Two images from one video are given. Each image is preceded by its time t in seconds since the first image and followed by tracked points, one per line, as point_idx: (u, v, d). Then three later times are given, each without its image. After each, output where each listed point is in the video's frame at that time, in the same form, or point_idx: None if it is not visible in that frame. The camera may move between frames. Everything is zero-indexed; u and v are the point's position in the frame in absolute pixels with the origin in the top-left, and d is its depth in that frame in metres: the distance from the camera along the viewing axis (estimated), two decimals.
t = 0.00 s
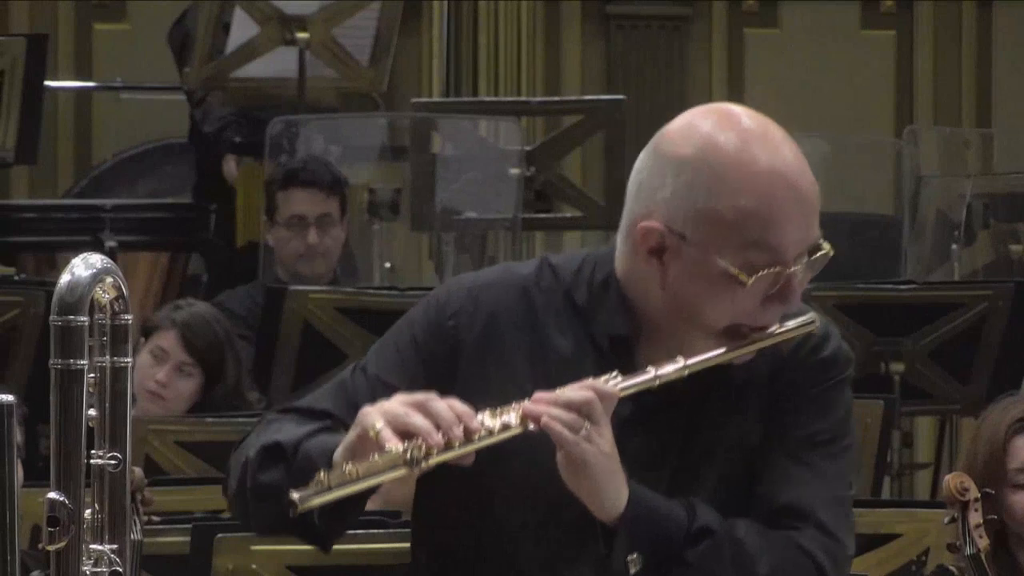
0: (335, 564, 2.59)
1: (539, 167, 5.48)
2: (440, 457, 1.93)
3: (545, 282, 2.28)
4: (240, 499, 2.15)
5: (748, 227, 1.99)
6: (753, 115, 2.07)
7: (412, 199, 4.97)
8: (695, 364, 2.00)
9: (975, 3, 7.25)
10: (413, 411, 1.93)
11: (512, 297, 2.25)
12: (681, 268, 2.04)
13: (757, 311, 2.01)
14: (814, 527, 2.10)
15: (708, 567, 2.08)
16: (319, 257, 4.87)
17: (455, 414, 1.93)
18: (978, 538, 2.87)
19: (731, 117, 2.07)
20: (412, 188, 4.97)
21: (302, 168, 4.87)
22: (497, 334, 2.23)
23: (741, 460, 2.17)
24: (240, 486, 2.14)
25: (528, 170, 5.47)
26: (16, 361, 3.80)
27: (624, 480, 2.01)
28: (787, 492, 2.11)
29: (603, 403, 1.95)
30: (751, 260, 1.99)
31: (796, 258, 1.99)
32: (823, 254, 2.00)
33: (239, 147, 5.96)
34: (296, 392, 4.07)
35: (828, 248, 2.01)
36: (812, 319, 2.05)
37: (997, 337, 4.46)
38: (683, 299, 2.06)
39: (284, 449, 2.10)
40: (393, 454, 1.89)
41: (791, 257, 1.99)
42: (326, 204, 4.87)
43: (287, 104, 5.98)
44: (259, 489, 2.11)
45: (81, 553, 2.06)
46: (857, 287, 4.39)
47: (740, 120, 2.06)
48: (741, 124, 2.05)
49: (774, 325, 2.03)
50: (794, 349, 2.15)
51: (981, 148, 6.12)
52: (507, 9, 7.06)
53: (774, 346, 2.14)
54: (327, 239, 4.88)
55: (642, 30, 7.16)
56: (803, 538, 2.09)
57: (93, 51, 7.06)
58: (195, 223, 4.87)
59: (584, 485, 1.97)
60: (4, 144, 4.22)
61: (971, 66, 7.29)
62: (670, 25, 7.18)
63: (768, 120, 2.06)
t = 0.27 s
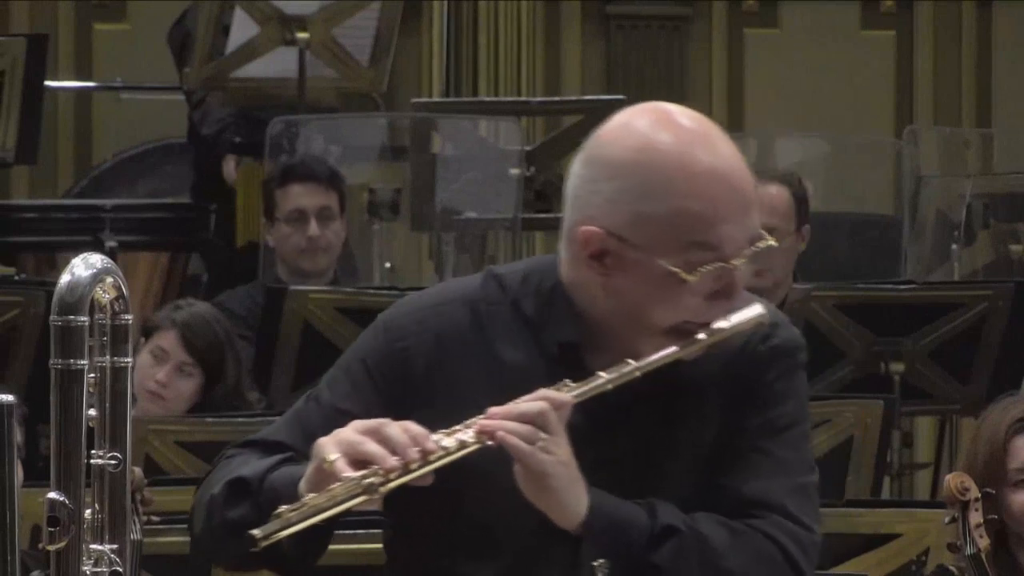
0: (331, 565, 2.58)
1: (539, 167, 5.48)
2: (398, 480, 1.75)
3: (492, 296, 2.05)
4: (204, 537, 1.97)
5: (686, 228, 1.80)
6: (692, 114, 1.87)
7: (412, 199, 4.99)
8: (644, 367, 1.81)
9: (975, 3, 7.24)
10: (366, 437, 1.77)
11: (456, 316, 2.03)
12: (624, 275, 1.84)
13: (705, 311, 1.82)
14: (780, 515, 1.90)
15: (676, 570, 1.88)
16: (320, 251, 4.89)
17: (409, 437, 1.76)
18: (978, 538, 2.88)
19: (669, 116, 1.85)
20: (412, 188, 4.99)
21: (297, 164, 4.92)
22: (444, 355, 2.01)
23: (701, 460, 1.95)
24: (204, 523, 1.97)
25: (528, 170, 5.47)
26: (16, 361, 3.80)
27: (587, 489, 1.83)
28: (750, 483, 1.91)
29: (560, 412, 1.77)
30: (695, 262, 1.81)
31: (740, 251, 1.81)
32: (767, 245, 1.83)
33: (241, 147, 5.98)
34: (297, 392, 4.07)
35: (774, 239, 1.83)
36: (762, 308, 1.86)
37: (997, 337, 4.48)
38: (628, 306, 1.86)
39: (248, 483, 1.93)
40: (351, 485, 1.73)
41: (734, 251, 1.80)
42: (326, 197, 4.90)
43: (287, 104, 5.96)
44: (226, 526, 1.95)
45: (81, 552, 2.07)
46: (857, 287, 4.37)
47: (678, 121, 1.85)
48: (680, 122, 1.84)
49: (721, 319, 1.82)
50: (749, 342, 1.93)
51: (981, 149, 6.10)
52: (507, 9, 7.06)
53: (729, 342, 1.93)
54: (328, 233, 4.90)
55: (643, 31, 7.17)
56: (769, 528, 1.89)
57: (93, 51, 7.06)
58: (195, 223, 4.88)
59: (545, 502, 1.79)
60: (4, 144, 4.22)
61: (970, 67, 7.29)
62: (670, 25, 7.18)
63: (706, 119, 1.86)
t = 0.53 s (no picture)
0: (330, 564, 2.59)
1: (539, 167, 5.48)
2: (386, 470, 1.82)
3: (488, 292, 2.11)
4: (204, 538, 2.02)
5: (671, 214, 1.86)
6: (681, 100, 1.92)
7: (412, 199, 4.99)
8: (633, 353, 1.88)
9: (975, 3, 7.24)
10: (355, 428, 1.84)
11: (452, 313, 2.09)
12: (613, 262, 1.91)
13: (692, 296, 1.89)
14: (779, 489, 1.95)
15: (674, 549, 1.93)
16: (321, 248, 4.89)
17: (395, 427, 1.83)
18: (978, 538, 2.88)
19: (658, 103, 1.90)
20: (412, 188, 4.99)
21: (293, 163, 4.94)
22: (440, 351, 2.07)
23: (698, 441, 2.01)
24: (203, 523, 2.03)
25: (528, 170, 5.48)
26: (16, 361, 3.80)
27: (580, 476, 1.88)
28: (747, 459, 1.97)
29: (547, 400, 1.83)
30: (681, 247, 1.87)
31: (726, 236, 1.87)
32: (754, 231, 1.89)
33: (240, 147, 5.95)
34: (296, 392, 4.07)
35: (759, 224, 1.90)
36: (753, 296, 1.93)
37: (997, 337, 4.47)
38: (616, 292, 1.93)
39: (241, 480, 1.99)
40: (335, 474, 1.81)
41: (719, 236, 1.87)
42: (325, 193, 4.91)
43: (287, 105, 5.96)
44: (218, 524, 2.00)
45: (81, 553, 2.06)
46: (857, 287, 4.37)
47: (667, 108, 1.90)
48: (668, 109, 1.89)
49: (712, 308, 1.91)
50: (740, 325, 2.02)
51: (981, 149, 6.11)
52: (507, 9, 7.06)
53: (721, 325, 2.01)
54: (327, 228, 4.90)
55: (643, 30, 7.17)
56: (769, 501, 1.94)
57: (93, 51, 7.06)
58: (195, 222, 4.88)
59: (537, 491, 1.84)
60: (4, 144, 4.22)
61: (970, 66, 7.29)
62: (670, 25, 7.18)
63: (695, 105, 1.91)
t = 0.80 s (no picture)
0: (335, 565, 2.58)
1: (539, 167, 5.49)
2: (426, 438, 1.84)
3: (536, 271, 2.12)
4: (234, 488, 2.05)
5: (722, 197, 1.87)
6: (735, 89, 1.93)
7: (412, 198, 4.97)
8: (680, 337, 1.88)
9: (975, 3, 7.24)
10: (399, 392, 1.86)
11: (501, 288, 2.09)
12: (661, 244, 1.91)
13: (741, 282, 1.88)
14: (818, 478, 1.97)
15: (710, 532, 1.94)
16: (321, 245, 4.94)
17: (440, 393, 1.85)
18: (980, 537, 2.91)
19: (713, 90, 1.92)
20: (412, 187, 4.97)
21: (292, 162, 4.99)
22: (486, 325, 2.08)
23: (737, 426, 2.03)
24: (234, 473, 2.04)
25: (528, 171, 5.48)
26: (16, 361, 3.80)
27: (619, 454, 1.91)
28: (787, 445, 1.99)
29: (591, 374, 1.85)
30: (733, 231, 1.87)
31: (780, 224, 1.87)
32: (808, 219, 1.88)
33: (241, 147, 6.00)
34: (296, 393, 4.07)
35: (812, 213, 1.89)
36: (802, 289, 1.94)
37: (997, 337, 4.47)
38: (665, 275, 1.93)
39: (277, 436, 2.00)
40: (378, 436, 1.82)
41: (774, 223, 1.87)
42: (323, 191, 4.96)
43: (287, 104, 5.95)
44: (249, 477, 2.02)
45: (81, 553, 2.06)
46: (857, 287, 4.37)
47: (722, 96, 1.91)
48: (723, 96, 1.91)
49: (763, 295, 1.91)
50: (790, 312, 2.02)
51: (981, 149, 6.10)
52: (507, 9, 7.05)
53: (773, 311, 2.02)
54: (327, 226, 4.95)
55: (643, 30, 7.17)
56: (808, 489, 1.96)
57: (93, 51, 7.06)
58: (194, 222, 4.88)
59: (574, 465, 1.88)
60: (4, 144, 4.22)
61: (970, 67, 7.29)
62: (670, 25, 7.18)
63: (748, 94, 1.93)
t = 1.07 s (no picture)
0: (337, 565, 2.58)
1: (539, 167, 5.50)
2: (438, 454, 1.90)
3: (536, 278, 2.19)
4: (243, 508, 2.09)
5: (730, 211, 1.92)
6: (737, 98, 1.98)
7: (412, 199, 4.96)
8: (685, 351, 1.95)
9: (975, 3, 7.24)
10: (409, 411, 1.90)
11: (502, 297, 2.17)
12: (668, 256, 1.96)
13: (749, 293, 1.95)
14: (818, 494, 2.06)
15: (714, 546, 2.05)
16: (321, 244, 4.93)
17: (451, 410, 1.90)
18: (980, 537, 2.90)
19: (717, 100, 1.97)
20: (412, 188, 4.97)
21: (291, 162, 5.00)
22: (488, 335, 2.15)
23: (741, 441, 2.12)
24: (243, 493, 2.08)
25: (528, 170, 5.49)
26: (16, 361, 3.80)
27: (626, 470, 2.00)
28: (788, 462, 2.07)
29: (600, 390, 1.92)
30: (740, 245, 1.92)
31: (784, 239, 1.93)
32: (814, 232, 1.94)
33: (240, 146, 6.01)
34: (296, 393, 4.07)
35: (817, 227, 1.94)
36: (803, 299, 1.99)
37: (997, 336, 4.46)
38: (672, 285, 1.99)
39: (287, 454, 2.04)
40: (391, 454, 1.86)
41: (778, 237, 1.92)
42: (322, 190, 4.96)
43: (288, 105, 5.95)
44: (259, 496, 2.06)
45: (81, 552, 2.07)
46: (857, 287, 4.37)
47: (723, 105, 1.96)
48: (725, 107, 1.96)
49: (764, 307, 1.97)
50: (789, 326, 2.11)
51: (981, 148, 6.10)
52: (507, 9, 7.05)
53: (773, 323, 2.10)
54: (326, 224, 4.95)
55: (642, 30, 7.17)
56: (807, 506, 2.05)
57: (93, 51, 7.06)
58: (195, 223, 4.89)
59: (583, 476, 1.96)
60: (4, 144, 4.22)
61: (970, 67, 7.29)
62: (670, 25, 7.19)
63: (754, 104, 1.97)
